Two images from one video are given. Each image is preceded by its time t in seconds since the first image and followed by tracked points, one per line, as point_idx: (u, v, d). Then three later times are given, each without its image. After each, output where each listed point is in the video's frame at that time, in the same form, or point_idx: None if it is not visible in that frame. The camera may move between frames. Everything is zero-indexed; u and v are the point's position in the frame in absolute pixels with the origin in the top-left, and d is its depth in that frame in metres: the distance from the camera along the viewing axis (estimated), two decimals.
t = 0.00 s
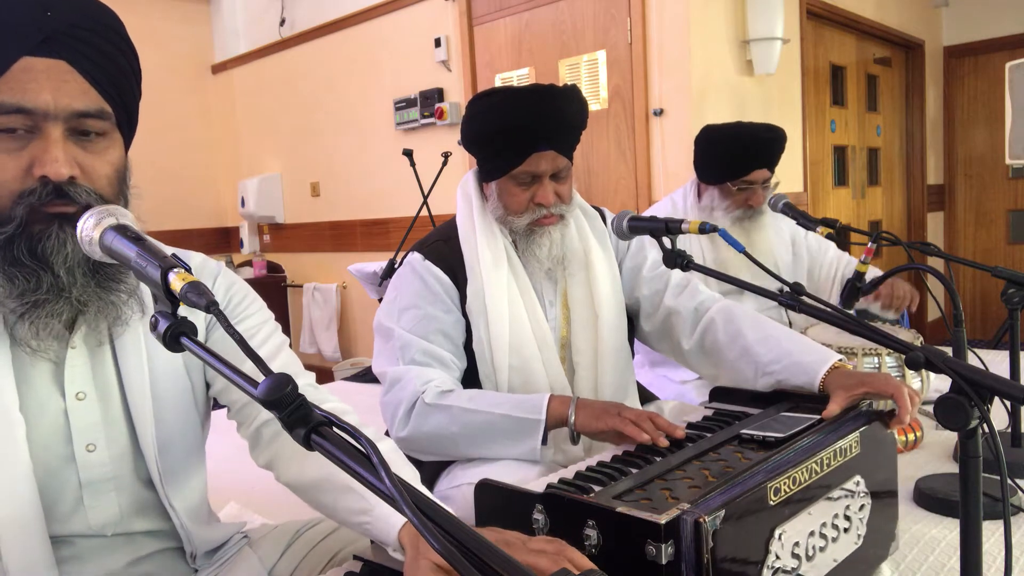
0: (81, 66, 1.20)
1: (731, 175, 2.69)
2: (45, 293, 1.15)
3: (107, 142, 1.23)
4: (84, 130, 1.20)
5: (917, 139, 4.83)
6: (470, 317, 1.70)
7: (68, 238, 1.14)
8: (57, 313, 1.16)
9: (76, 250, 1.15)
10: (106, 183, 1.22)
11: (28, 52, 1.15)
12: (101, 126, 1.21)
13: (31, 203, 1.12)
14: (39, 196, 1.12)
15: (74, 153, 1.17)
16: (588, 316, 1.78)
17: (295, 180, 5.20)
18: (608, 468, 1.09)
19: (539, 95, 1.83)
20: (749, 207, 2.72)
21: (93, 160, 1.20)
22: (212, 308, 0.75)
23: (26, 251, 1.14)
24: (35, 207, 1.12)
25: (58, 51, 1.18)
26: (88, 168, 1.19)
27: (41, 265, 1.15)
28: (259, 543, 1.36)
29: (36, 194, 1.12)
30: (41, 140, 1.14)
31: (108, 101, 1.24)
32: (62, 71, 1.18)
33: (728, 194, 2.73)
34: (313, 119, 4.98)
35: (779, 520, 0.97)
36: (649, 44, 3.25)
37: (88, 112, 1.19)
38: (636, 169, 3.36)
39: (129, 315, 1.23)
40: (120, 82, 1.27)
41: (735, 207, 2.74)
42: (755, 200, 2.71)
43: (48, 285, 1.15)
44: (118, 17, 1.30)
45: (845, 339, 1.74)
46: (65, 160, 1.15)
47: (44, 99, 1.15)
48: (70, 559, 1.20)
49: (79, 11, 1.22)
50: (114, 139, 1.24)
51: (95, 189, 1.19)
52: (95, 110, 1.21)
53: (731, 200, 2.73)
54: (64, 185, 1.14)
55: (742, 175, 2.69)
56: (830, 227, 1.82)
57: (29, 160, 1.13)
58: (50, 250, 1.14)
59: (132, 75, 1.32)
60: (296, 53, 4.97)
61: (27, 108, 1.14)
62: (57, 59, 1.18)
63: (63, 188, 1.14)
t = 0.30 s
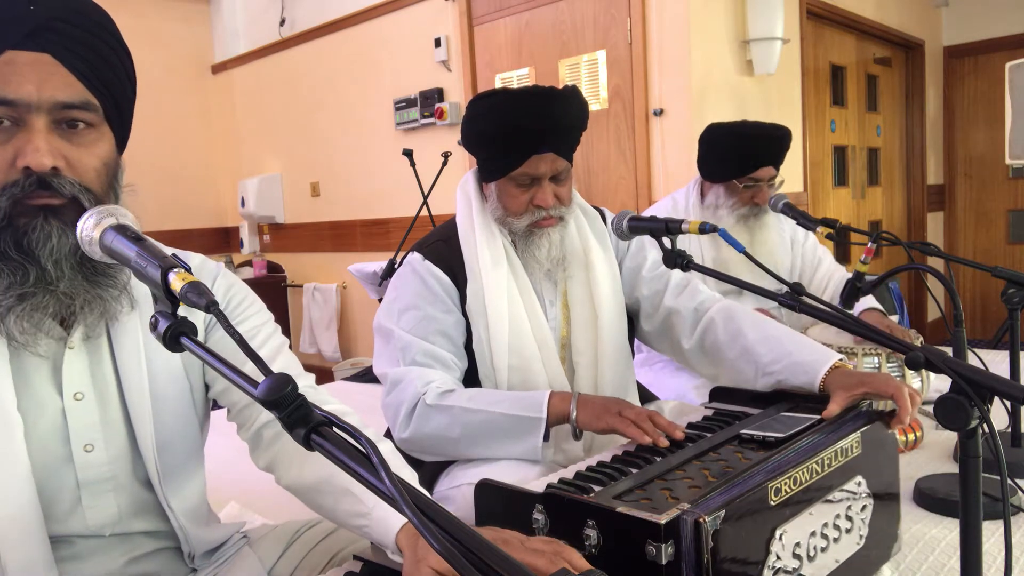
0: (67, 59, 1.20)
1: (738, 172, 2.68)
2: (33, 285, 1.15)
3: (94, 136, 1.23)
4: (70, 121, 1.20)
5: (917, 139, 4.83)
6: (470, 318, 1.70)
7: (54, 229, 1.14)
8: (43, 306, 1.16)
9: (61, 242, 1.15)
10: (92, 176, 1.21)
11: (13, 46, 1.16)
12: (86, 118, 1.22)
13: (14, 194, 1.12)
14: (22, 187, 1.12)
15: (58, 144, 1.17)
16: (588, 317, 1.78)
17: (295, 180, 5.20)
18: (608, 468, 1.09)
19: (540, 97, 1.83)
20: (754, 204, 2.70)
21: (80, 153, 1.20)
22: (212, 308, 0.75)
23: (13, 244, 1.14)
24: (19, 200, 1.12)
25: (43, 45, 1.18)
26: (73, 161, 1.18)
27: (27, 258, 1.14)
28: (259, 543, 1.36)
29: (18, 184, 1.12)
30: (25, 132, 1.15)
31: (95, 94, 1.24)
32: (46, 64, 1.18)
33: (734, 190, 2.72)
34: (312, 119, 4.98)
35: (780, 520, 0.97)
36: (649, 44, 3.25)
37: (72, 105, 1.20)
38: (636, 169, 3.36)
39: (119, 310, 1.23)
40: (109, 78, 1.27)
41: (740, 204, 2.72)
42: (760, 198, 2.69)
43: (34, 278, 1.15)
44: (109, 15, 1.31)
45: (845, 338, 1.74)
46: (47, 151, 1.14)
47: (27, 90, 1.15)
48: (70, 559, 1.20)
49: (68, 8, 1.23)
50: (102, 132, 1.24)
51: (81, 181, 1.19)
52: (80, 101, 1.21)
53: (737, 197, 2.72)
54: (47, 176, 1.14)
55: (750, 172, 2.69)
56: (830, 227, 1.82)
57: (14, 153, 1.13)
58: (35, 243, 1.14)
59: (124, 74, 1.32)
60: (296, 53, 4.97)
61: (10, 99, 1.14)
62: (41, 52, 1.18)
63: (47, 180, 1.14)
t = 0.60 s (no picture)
0: (67, 56, 1.21)
1: (750, 176, 2.67)
2: (31, 279, 1.15)
3: (94, 132, 1.24)
4: (69, 117, 1.21)
5: (917, 140, 4.83)
6: (470, 317, 1.70)
7: (51, 223, 1.14)
8: (41, 300, 1.16)
9: (59, 237, 1.16)
10: (92, 172, 1.22)
11: (13, 43, 1.17)
12: (86, 114, 1.23)
13: (12, 187, 1.13)
14: (20, 180, 1.13)
15: (56, 138, 1.18)
16: (588, 316, 1.78)
17: (295, 180, 5.20)
18: (608, 468, 1.09)
19: (540, 97, 1.83)
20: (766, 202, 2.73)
21: (79, 149, 1.21)
22: (212, 308, 0.75)
23: (12, 238, 1.15)
24: (18, 193, 1.13)
25: (43, 42, 1.19)
26: (72, 156, 1.19)
27: (25, 253, 1.15)
28: (259, 543, 1.36)
29: (17, 178, 1.13)
30: (24, 127, 1.16)
31: (94, 91, 1.24)
32: (46, 60, 1.19)
33: (746, 192, 2.72)
34: (312, 119, 4.99)
35: (780, 521, 0.97)
36: (649, 44, 3.25)
37: (72, 100, 1.21)
38: (636, 169, 3.36)
39: (119, 307, 1.23)
40: (109, 75, 1.27)
41: (754, 204, 2.73)
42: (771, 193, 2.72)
43: (33, 272, 1.16)
44: (111, 14, 1.31)
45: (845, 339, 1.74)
46: (44, 146, 1.15)
47: (26, 85, 1.16)
48: (71, 558, 1.20)
49: (69, 6, 1.23)
50: (102, 129, 1.25)
51: (80, 176, 1.19)
52: (78, 97, 1.21)
53: (750, 198, 2.72)
54: (46, 170, 1.15)
55: (765, 172, 2.68)
56: (830, 227, 1.82)
57: (13, 147, 1.14)
58: (33, 237, 1.14)
59: (126, 73, 1.32)
60: (295, 53, 4.97)
61: (9, 94, 1.15)
62: (40, 48, 1.19)
63: (46, 173, 1.15)
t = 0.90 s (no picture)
0: (87, 59, 1.22)
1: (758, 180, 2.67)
2: (44, 279, 1.16)
3: (112, 134, 1.24)
4: (87, 119, 1.21)
5: (917, 140, 4.83)
6: (470, 317, 1.70)
7: (65, 223, 1.14)
8: (53, 300, 1.16)
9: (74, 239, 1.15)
10: (108, 174, 1.22)
11: (34, 45, 1.17)
12: (104, 116, 1.23)
13: (29, 186, 1.13)
14: (37, 180, 1.13)
15: (74, 140, 1.18)
16: (588, 315, 1.78)
17: (295, 180, 5.20)
18: (608, 468, 1.09)
19: (540, 96, 1.83)
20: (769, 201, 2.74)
21: (96, 150, 1.21)
22: (212, 308, 0.75)
23: (26, 238, 1.15)
24: (33, 193, 1.13)
25: (65, 45, 1.20)
26: (89, 158, 1.19)
27: (39, 252, 1.15)
28: (259, 543, 1.36)
29: (33, 178, 1.13)
30: (43, 128, 1.16)
31: (112, 93, 1.25)
32: (66, 62, 1.20)
33: (753, 196, 2.72)
34: (312, 119, 4.99)
35: (781, 521, 0.97)
36: (649, 44, 3.25)
37: (90, 102, 1.21)
38: (636, 168, 3.36)
39: (130, 308, 1.24)
40: (123, 73, 1.28)
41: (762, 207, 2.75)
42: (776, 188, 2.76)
43: (46, 272, 1.16)
44: (126, 15, 1.31)
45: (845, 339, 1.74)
46: (62, 147, 1.15)
47: (47, 87, 1.17)
48: (74, 558, 1.20)
49: (84, 6, 1.23)
50: (119, 131, 1.25)
51: (96, 178, 1.19)
52: (98, 99, 1.22)
53: (758, 201, 2.73)
54: (63, 171, 1.15)
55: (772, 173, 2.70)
56: (830, 227, 1.82)
57: (31, 148, 1.14)
58: (48, 237, 1.14)
59: (141, 72, 1.33)
60: (296, 53, 4.97)
61: (29, 95, 1.15)
62: (62, 52, 1.20)
63: (63, 174, 1.14)
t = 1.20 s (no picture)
0: (120, 63, 1.22)
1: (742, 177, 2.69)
2: (69, 279, 1.16)
3: (140, 138, 1.23)
4: (117, 122, 1.20)
5: (917, 140, 4.83)
6: (470, 317, 1.70)
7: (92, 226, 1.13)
8: (77, 300, 1.16)
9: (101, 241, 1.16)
10: (135, 177, 1.21)
11: (69, 47, 1.18)
12: (133, 120, 1.22)
13: (59, 188, 1.12)
14: (67, 181, 1.12)
15: (105, 143, 1.18)
16: (588, 314, 1.78)
17: (296, 180, 5.20)
18: (609, 468, 1.09)
19: (539, 96, 1.82)
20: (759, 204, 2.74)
21: (125, 154, 1.20)
22: (211, 308, 0.75)
23: (53, 239, 1.15)
24: (61, 193, 1.12)
25: (99, 48, 1.20)
26: (118, 161, 1.18)
27: (67, 253, 1.16)
28: (259, 543, 1.37)
29: (64, 180, 1.12)
30: (76, 131, 1.16)
31: (142, 97, 1.24)
32: (100, 67, 1.20)
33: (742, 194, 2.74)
34: (313, 119, 4.99)
35: (783, 522, 0.96)
36: (649, 44, 3.25)
37: (121, 106, 1.20)
38: (636, 169, 3.36)
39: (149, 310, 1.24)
40: (150, 74, 1.27)
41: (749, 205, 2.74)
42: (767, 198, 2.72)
43: (71, 273, 1.16)
44: (153, 16, 1.31)
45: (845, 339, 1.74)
46: (94, 149, 1.15)
47: (80, 90, 1.17)
48: (80, 557, 1.20)
49: (113, 8, 1.24)
50: (146, 135, 1.25)
51: (125, 182, 1.18)
52: (129, 103, 1.21)
53: (746, 200, 2.74)
54: (93, 173, 1.14)
55: (760, 174, 2.70)
56: (830, 227, 1.82)
57: (62, 150, 1.14)
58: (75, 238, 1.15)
59: (169, 73, 1.32)
60: (296, 53, 4.97)
61: (63, 98, 1.16)
62: (96, 55, 1.20)
63: (92, 176, 1.14)
